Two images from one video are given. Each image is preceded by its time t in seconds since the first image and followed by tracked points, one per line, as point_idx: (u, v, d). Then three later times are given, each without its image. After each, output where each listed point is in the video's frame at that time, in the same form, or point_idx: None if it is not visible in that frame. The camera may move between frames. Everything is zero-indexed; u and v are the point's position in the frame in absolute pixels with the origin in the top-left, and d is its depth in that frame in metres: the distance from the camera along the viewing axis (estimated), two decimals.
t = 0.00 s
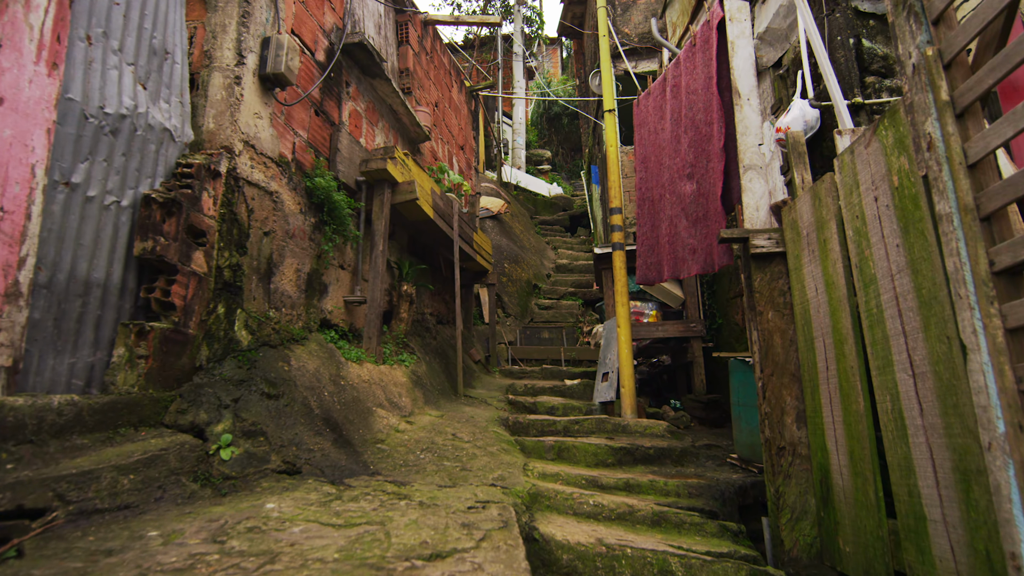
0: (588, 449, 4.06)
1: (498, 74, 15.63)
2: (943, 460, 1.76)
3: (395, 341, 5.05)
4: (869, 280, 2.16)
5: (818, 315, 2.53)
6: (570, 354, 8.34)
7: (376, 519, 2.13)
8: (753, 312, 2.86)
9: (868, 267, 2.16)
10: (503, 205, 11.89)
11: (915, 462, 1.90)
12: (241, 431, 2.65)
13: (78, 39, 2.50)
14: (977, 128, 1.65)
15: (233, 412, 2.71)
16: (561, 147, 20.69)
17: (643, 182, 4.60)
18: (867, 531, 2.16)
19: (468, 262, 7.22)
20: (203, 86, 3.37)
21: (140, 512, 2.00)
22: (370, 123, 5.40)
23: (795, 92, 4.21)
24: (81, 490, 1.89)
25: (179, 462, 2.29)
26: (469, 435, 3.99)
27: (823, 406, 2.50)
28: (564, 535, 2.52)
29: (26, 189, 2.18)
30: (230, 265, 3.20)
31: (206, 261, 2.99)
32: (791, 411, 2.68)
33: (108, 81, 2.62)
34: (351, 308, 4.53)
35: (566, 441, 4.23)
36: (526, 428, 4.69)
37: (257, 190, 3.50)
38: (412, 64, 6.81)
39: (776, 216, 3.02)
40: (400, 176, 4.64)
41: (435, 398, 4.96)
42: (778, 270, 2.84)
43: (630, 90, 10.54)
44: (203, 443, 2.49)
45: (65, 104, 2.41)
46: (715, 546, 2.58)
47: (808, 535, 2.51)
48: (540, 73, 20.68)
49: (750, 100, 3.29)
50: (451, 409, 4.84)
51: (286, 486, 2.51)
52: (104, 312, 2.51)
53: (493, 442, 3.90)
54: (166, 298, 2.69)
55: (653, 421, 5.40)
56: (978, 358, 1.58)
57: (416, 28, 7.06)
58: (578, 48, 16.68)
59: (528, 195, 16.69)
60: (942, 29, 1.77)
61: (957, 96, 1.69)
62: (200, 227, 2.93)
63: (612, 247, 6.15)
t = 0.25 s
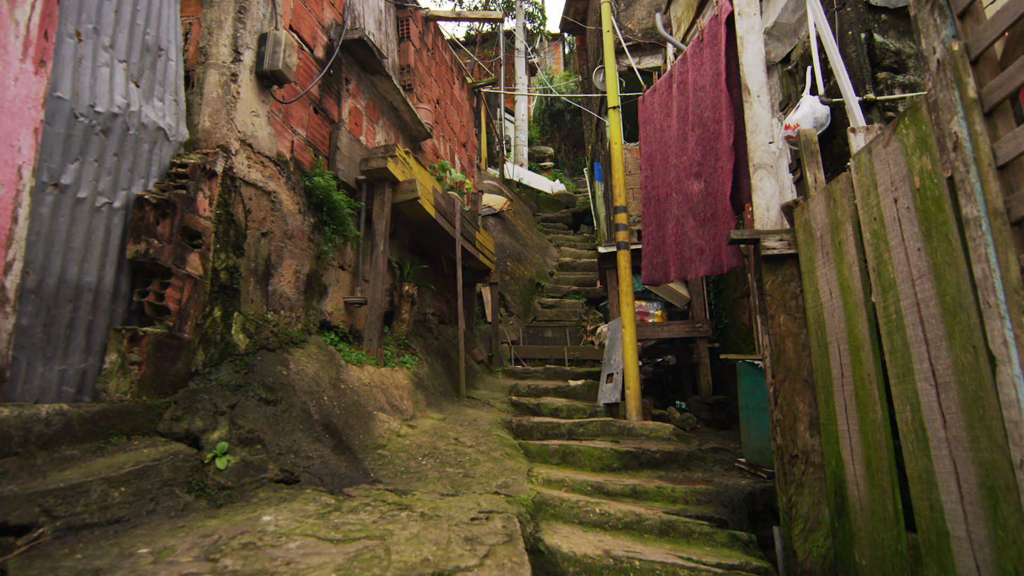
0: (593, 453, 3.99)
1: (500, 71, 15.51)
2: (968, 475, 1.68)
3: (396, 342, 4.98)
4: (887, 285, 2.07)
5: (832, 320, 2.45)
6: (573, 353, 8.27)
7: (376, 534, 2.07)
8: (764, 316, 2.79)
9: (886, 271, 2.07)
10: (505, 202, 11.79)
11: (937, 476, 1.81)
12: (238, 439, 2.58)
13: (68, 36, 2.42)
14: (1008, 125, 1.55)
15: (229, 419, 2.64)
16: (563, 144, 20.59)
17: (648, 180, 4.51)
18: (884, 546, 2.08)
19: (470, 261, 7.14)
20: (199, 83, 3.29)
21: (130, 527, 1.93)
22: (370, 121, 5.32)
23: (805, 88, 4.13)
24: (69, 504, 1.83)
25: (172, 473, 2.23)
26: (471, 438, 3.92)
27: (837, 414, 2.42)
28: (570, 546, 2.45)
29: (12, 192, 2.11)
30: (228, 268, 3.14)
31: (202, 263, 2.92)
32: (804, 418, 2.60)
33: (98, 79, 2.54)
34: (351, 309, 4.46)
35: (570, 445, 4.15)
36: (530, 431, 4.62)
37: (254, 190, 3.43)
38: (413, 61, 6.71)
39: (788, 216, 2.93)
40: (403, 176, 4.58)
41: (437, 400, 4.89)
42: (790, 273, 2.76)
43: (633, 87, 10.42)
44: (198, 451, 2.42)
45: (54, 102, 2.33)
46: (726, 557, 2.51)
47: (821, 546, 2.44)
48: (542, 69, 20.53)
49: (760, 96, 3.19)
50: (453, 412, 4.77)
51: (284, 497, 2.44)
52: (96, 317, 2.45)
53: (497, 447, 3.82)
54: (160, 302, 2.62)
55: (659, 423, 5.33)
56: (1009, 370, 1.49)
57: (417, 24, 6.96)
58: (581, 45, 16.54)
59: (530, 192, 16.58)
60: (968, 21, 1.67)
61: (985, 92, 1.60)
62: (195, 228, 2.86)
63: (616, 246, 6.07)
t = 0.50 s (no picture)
0: (599, 457, 3.91)
1: (502, 67, 15.39)
2: (1000, 493, 1.59)
3: (398, 343, 4.90)
4: (910, 290, 1.98)
5: (850, 326, 2.36)
6: (576, 352, 8.19)
7: (376, 551, 1.99)
8: (777, 320, 2.71)
9: (909, 276, 1.98)
10: (508, 200, 11.71)
11: (965, 492, 1.73)
12: (234, 447, 2.51)
13: (56, 31, 2.34)
14: None
15: (225, 426, 2.57)
16: (566, 141, 20.45)
17: (655, 178, 4.41)
18: (905, 562, 2.00)
19: (472, 260, 7.06)
20: (194, 80, 3.21)
21: (120, 543, 1.87)
22: (371, 118, 5.23)
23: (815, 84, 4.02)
24: (56, 520, 1.76)
25: (165, 484, 2.16)
26: (474, 442, 3.84)
27: (855, 423, 2.34)
28: (577, 559, 2.37)
29: None
30: (224, 270, 3.06)
31: (198, 265, 2.85)
32: (819, 426, 2.52)
33: (89, 76, 2.46)
34: (352, 310, 4.38)
35: (575, 448, 4.07)
36: (534, 434, 4.54)
37: (252, 190, 3.35)
38: (415, 57, 6.61)
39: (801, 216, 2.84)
40: (404, 174, 4.50)
41: (439, 402, 4.81)
42: (804, 275, 2.67)
43: (637, 83, 10.28)
44: (193, 461, 2.35)
45: (42, 100, 2.25)
46: (738, 570, 2.43)
47: (837, 559, 2.36)
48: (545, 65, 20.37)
49: (772, 93, 3.09)
50: (456, 414, 4.70)
51: (281, 508, 2.37)
52: (88, 322, 2.37)
53: (500, 451, 3.75)
54: (153, 306, 2.55)
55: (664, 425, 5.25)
56: None
57: (418, 19, 6.85)
58: (583, 40, 16.37)
59: (533, 189, 16.47)
60: (1004, 12, 1.56)
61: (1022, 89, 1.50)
62: (190, 230, 2.79)
63: (621, 245, 5.98)
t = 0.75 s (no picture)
0: (606, 462, 3.82)
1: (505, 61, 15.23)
2: None
3: (400, 344, 4.81)
4: (941, 296, 1.87)
5: (873, 332, 2.25)
6: (581, 351, 8.09)
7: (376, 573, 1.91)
8: (794, 324, 2.60)
9: (940, 281, 1.87)
10: (511, 195, 11.59)
11: (1001, 513, 1.62)
12: (230, 457, 2.43)
13: (41, 25, 2.24)
14: None
15: (220, 435, 2.49)
16: (569, 136, 20.29)
17: (663, 176, 4.30)
18: None
19: (475, 258, 6.96)
20: (188, 75, 3.10)
21: (107, 563, 1.79)
22: (372, 114, 5.12)
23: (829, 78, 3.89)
24: (39, 541, 1.68)
25: (156, 499, 2.08)
26: (478, 446, 3.75)
27: (877, 433, 2.23)
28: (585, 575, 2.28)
29: None
30: (220, 272, 2.97)
31: (193, 268, 2.76)
32: (838, 435, 2.41)
33: (75, 71, 2.36)
34: (353, 310, 4.29)
35: (581, 452, 3.98)
36: (539, 437, 4.44)
37: (249, 189, 3.25)
38: (416, 51, 6.48)
39: (819, 216, 2.72)
40: (405, 171, 4.40)
41: (442, 404, 4.72)
42: (822, 278, 2.56)
43: (642, 77, 10.11)
44: (187, 472, 2.27)
45: (26, 97, 2.15)
46: None
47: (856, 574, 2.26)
48: (548, 59, 20.16)
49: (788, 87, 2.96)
50: (459, 416, 4.61)
51: (278, 523, 2.29)
52: (76, 328, 2.28)
53: (504, 455, 3.65)
54: (145, 311, 2.47)
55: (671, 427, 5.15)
56: None
57: (420, 12, 6.72)
58: (587, 34, 16.16)
59: (536, 184, 16.34)
60: None
61: None
62: (183, 231, 2.70)
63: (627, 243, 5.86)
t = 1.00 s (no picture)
0: (610, 466, 3.74)
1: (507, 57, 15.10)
2: None
3: (402, 344, 4.74)
4: (967, 301, 1.79)
5: (891, 337, 2.16)
6: (584, 350, 8.02)
7: None
8: (808, 328, 2.51)
9: (966, 285, 1.79)
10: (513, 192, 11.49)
11: None
12: (225, 465, 2.36)
13: (28, 19, 2.16)
14: None
15: (216, 442, 2.42)
16: (571, 132, 20.15)
17: (669, 173, 4.21)
18: None
19: (478, 256, 6.87)
20: (183, 71, 3.02)
21: None
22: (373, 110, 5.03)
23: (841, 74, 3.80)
24: (23, 559, 1.62)
25: (148, 511, 2.02)
26: (480, 449, 3.69)
27: (895, 442, 2.14)
28: None
29: None
30: (216, 273, 2.90)
31: (188, 269, 2.69)
32: (853, 443, 2.33)
33: (64, 66, 2.28)
34: (354, 311, 4.22)
35: (585, 456, 3.91)
36: (542, 439, 4.37)
37: (246, 187, 3.18)
38: (418, 46, 6.38)
39: (833, 216, 2.63)
40: (406, 168, 4.32)
41: (444, 405, 4.66)
42: (837, 280, 2.47)
43: (645, 73, 9.99)
44: (181, 481, 2.21)
45: (13, 95, 2.08)
46: None
47: None
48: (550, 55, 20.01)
49: (801, 83, 2.87)
50: (461, 418, 4.54)
51: (275, 534, 2.23)
52: (66, 333, 2.22)
53: (507, 459, 3.58)
54: (138, 314, 2.40)
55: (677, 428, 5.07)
56: None
57: (422, 6, 6.62)
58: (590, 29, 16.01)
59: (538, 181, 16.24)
60: None
61: None
62: (178, 231, 2.63)
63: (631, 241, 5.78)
